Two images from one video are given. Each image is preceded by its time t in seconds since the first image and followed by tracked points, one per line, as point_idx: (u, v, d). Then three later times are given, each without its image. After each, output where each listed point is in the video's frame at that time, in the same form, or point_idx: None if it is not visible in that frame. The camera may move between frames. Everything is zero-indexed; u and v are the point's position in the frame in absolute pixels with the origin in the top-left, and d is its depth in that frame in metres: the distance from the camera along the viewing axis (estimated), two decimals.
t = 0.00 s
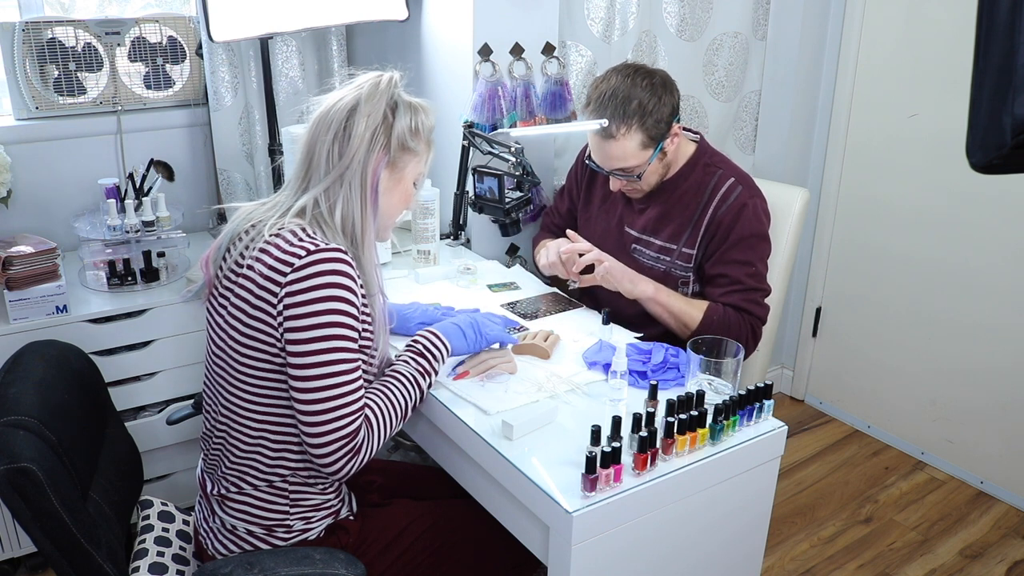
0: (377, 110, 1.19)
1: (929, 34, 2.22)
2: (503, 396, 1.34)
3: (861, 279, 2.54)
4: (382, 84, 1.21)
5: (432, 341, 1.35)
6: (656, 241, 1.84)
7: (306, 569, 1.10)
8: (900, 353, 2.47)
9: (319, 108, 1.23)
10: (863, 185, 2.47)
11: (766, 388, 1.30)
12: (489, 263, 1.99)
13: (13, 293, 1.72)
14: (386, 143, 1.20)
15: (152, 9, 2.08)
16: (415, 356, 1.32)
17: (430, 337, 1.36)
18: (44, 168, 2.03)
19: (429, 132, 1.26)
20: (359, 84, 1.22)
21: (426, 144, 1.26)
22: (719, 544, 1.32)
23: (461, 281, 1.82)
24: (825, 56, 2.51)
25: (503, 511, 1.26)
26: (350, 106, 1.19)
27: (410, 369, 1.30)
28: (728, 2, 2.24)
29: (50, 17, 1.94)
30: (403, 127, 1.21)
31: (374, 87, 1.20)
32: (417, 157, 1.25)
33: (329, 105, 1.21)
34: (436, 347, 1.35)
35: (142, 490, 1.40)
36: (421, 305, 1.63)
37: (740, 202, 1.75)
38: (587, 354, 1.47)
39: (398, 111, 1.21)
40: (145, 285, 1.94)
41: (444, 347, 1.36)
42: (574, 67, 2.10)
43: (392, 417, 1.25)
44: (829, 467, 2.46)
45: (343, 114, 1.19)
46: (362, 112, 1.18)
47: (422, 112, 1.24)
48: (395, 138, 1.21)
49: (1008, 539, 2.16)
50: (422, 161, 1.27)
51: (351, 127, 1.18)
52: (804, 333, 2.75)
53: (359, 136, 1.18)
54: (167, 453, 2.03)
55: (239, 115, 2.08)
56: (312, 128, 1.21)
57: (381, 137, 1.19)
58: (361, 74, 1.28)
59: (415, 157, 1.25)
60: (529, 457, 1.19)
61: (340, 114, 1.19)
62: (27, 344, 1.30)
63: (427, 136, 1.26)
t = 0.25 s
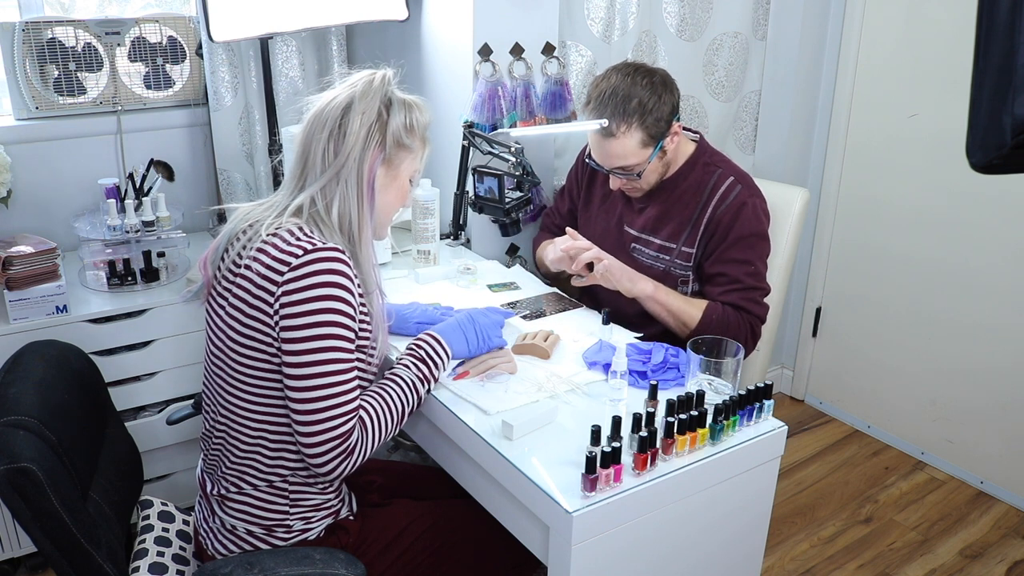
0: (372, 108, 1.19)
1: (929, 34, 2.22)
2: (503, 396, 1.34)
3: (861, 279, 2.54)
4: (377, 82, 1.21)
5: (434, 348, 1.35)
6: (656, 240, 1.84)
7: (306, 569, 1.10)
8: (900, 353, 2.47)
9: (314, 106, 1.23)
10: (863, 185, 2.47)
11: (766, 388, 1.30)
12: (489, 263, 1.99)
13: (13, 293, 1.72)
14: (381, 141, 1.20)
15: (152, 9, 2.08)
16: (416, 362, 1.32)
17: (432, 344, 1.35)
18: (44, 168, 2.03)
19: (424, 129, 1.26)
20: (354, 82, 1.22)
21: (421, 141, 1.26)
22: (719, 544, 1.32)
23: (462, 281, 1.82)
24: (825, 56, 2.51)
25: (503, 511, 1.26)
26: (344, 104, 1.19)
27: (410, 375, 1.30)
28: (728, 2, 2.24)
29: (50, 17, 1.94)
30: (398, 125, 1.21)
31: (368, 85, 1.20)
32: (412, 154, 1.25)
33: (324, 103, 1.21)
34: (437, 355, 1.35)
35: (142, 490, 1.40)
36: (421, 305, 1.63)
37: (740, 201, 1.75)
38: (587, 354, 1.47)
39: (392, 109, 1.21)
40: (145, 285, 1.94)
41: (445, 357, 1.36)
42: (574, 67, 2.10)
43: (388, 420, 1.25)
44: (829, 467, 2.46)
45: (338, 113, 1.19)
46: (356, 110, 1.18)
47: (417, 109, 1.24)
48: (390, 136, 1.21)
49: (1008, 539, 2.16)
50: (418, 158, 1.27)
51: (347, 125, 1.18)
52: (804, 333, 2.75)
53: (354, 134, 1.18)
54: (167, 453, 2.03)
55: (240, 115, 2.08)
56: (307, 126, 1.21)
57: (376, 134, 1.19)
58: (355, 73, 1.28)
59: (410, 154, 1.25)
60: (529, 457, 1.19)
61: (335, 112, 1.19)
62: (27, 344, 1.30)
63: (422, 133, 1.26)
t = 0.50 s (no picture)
0: (371, 108, 1.19)
1: (929, 34, 2.22)
2: (503, 396, 1.34)
3: (861, 279, 2.54)
4: (376, 81, 1.21)
5: (430, 348, 1.35)
6: (656, 240, 1.84)
7: (306, 569, 1.10)
8: (900, 353, 2.47)
9: (313, 105, 1.23)
10: (863, 185, 2.47)
11: (766, 388, 1.30)
12: (489, 263, 1.99)
13: (13, 293, 1.72)
14: (380, 140, 1.20)
15: (152, 9, 2.08)
16: (414, 362, 1.32)
17: (427, 343, 1.35)
18: (44, 168, 2.03)
19: (423, 128, 1.26)
20: (353, 82, 1.22)
21: (420, 141, 1.26)
22: (720, 544, 1.32)
23: (462, 281, 1.82)
24: (825, 56, 2.51)
25: (503, 511, 1.26)
26: (344, 103, 1.19)
27: (407, 375, 1.30)
28: (728, 2, 2.24)
29: (50, 17, 1.94)
30: (397, 124, 1.21)
31: (368, 85, 1.20)
32: (411, 153, 1.25)
33: (323, 102, 1.21)
34: (434, 355, 1.35)
35: (142, 490, 1.40)
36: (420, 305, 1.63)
37: (740, 200, 1.75)
38: (587, 354, 1.47)
39: (392, 108, 1.21)
40: (145, 285, 1.94)
41: (440, 355, 1.35)
42: (574, 67, 2.10)
43: (385, 420, 1.24)
44: (829, 467, 2.46)
45: (337, 112, 1.19)
46: (356, 109, 1.18)
47: (416, 109, 1.24)
48: (389, 135, 1.21)
49: (1008, 539, 2.16)
50: (417, 157, 1.27)
51: (346, 124, 1.18)
52: (804, 333, 2.75)
53: (353, 133, 1.18)
54: (167, 453, 2.03)
55: (240, 115, 2.08)
56: (307, 125, 1.21)
57: (375, 134, 1.19)
58: (354, 72, 1.28)
59: (410, 153, 1.25)
60: (529, 457, 1.19)
61: (334, 111, 1.19)
62: (27, 344, 1.30)
63: (421, 132, 1.26)
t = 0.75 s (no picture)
0: (367, 107, 1.19)
1: (929, 34, 2.22)
2: (503, 396, 1.34)
3: (861, 279, 2.54)
4: (372, 80, 1.21)
5: (429, 352, 1.35)
6: (656, 239, 1.84)
7: (306, 569, 1.10)
8: (900, 353, 2.47)
9: (310, 105, 1.23)
10: (862, 185, 2.47)
11: (766, 388, 1.30)
12: (489, 263, 1.99)
13: (13, 293, 1.72)
14: (377, 140, 1.20)
15: (152, 9, 2.08)
16: (412, 366, 1.33)
17: (426, 347, 1.36)
18: (44, 168, 2.03)
19: (419, 127, 1.26)
20: (349, 81, 1.22)
21: (416, 140, 1.26)
22: (719, 544, 1.32)
23: (462, 281, 1.82)
24: (825, 56, 2.51)
25: (503, 511, 1.26)
26: (340, 102, 1.19)
27: (405, 378, 1.31)
28: (728, 1, 2.24)
29: (50, 17, 1.94)
30: (394, 123, 1.21)
31: (364, 84, 1.20)
32: (408, 152, 1.25)
33: (319, 101, 1.21)
34: (433, 360, 1.35)
35: (142, 490, 1.40)
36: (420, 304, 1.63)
37: (740, 199, 1.75)
38: (587, 354, 1.47)
39: (388, 107, 1.21)
40: (145, 285, 1.94)
41: (440, 360, 1.36)
42: (574, 67, 2.10)
43: (383, 422, 1.24)
44: (829, 467, 2.46)
45: (334, 111, 1.19)
46: (352, 108, 1.18)
47: (412, 108, 1.24)
48: (386, 134, 1.21)
49: (1008, 539, 2.16)
50: (413, 156, 1.27)
51: (342, 124, 1.18)
52: (804, 333, 2.75)
53: (350, 133, 1.18)
54: (167, 453, 2.03)
55: (239, 115, 2.08)
56: (303, 125, 1.21)
57: (372, 133, 1.19)
58: (350, 71, 1.28)
59: (406, 152, 1.24)
60: (529, 457, 1.19)
61: (330, 111, 1.19)
62: (27, 344, 1.30)
63: (418, 131, 1.26)
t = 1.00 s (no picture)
0: (364, 107, 1.19)
1: (929, 34, 2.23)
2: (503, 396, 1.34)
3: (861, 279, 2.54)
4: (370, 80, 1.21)
5: (429, 355, 1.35)
6: (655, 239, 1.84)
7: (306, 569, 1.10)
8: (900, 353, 2.47)
9: (307, 104, 1.23)
10: (862, 185, 2.47)
11: (766, 388, 1.30)
12: (489, 263, 1.99)
13: (13, 293, 1.72)
14: (375, 139, 1.20)
15: (152, 9, 2.08)
16: (411, 368, 1.33)
17: (426, 351, 1.35)
18: (44, 168, 2.03)
19: (417, 126, 1.26)
20: (346, 80, 1.22)
21: (414, 139, 1.25)
22: (719, 544, 1.32)
23: (462, 281, 1.82)
24: (825, 56, 2.51)
25: (503, 511, 1.26)
26: (337, 102, 1.19)
27: (404, 380, 1.31)
28: (728, 1, 2.24)
29: (50, 17, 1.94)
30: (391, 122, 1.21)
31: (362, 83, 1.20)
32: (406, 151, 1.25)
33: (317, 100, 1.21)
34: (433, 362, 1.35)
35: (142, 490, 1.40)
36: (420, 305, 1.63)
37: (739, 198, 1.75)
38: (587, 354, 1.47)
39: (386, 107, 1.21)
40: (145, 285, 1.94)
41: (440, 361, 1.36)
42: (574, 67, 2.10)
43: (382, 422, 1.24)
44: (829, 467, 2.46)
45: (331, 111, 1.19)
46: (350, 108, 1.18)
47: (410, 107, 1.24)
48: (383, 134, 1.20)
49: (1008, 539, 2.16)
50: (411, 155, 1.27)
51: (339, 123, 1.18)
52: (804, 333, 2.75)
53: (348, 132, 1.18)
54: (167, 453, 2.03)
55: (239, 115, 2.08)
56: (300, 124, 1.21)
57: (370, 132, 1.19)
58: (348, 70, 1.28)
59: (404, 152, 1.24)
60: (529, 457, 1.19)
61: (327, 110, 1.19)
62: (27, 344, 1.30)
63: (416, 130, 1.26)
